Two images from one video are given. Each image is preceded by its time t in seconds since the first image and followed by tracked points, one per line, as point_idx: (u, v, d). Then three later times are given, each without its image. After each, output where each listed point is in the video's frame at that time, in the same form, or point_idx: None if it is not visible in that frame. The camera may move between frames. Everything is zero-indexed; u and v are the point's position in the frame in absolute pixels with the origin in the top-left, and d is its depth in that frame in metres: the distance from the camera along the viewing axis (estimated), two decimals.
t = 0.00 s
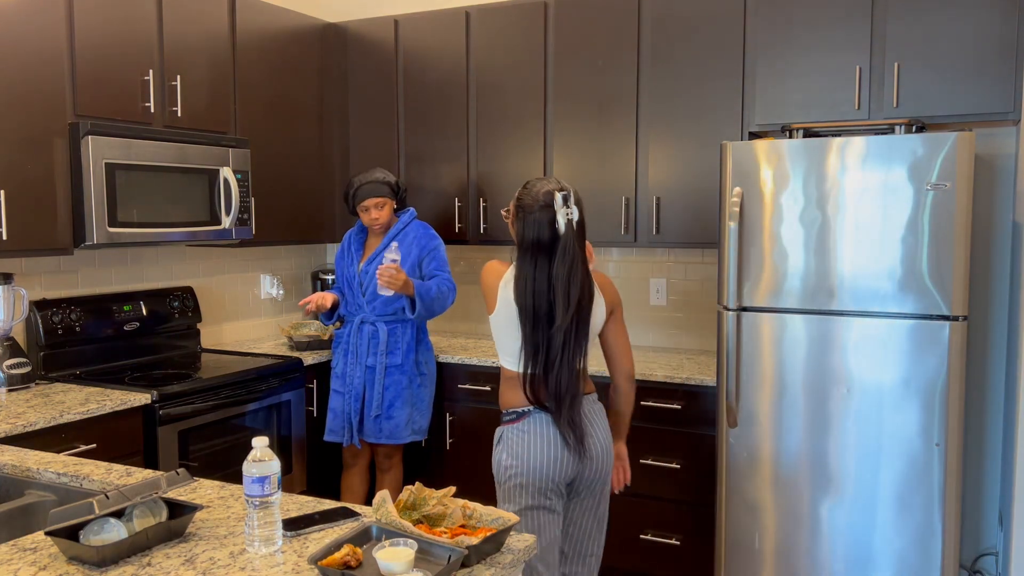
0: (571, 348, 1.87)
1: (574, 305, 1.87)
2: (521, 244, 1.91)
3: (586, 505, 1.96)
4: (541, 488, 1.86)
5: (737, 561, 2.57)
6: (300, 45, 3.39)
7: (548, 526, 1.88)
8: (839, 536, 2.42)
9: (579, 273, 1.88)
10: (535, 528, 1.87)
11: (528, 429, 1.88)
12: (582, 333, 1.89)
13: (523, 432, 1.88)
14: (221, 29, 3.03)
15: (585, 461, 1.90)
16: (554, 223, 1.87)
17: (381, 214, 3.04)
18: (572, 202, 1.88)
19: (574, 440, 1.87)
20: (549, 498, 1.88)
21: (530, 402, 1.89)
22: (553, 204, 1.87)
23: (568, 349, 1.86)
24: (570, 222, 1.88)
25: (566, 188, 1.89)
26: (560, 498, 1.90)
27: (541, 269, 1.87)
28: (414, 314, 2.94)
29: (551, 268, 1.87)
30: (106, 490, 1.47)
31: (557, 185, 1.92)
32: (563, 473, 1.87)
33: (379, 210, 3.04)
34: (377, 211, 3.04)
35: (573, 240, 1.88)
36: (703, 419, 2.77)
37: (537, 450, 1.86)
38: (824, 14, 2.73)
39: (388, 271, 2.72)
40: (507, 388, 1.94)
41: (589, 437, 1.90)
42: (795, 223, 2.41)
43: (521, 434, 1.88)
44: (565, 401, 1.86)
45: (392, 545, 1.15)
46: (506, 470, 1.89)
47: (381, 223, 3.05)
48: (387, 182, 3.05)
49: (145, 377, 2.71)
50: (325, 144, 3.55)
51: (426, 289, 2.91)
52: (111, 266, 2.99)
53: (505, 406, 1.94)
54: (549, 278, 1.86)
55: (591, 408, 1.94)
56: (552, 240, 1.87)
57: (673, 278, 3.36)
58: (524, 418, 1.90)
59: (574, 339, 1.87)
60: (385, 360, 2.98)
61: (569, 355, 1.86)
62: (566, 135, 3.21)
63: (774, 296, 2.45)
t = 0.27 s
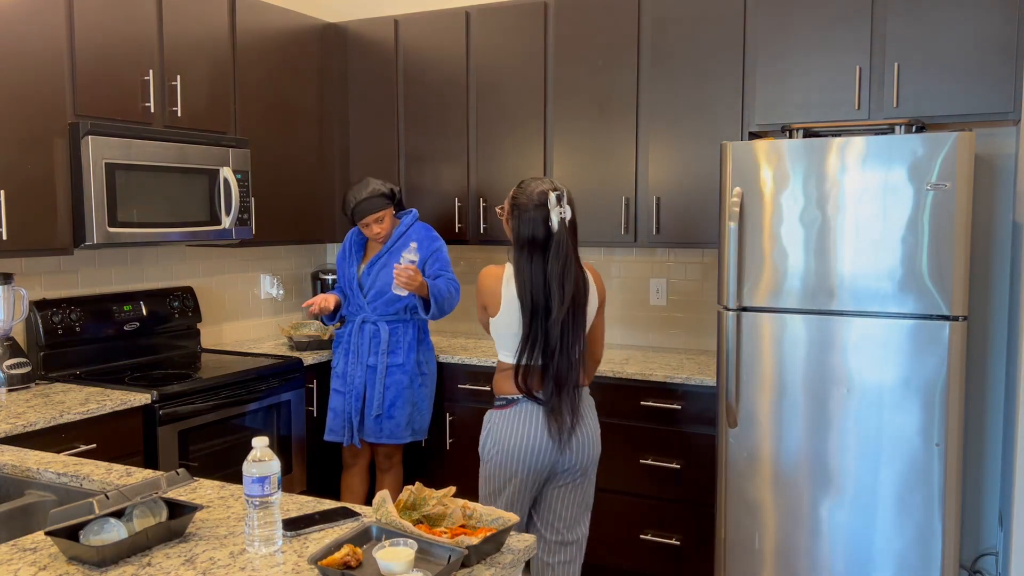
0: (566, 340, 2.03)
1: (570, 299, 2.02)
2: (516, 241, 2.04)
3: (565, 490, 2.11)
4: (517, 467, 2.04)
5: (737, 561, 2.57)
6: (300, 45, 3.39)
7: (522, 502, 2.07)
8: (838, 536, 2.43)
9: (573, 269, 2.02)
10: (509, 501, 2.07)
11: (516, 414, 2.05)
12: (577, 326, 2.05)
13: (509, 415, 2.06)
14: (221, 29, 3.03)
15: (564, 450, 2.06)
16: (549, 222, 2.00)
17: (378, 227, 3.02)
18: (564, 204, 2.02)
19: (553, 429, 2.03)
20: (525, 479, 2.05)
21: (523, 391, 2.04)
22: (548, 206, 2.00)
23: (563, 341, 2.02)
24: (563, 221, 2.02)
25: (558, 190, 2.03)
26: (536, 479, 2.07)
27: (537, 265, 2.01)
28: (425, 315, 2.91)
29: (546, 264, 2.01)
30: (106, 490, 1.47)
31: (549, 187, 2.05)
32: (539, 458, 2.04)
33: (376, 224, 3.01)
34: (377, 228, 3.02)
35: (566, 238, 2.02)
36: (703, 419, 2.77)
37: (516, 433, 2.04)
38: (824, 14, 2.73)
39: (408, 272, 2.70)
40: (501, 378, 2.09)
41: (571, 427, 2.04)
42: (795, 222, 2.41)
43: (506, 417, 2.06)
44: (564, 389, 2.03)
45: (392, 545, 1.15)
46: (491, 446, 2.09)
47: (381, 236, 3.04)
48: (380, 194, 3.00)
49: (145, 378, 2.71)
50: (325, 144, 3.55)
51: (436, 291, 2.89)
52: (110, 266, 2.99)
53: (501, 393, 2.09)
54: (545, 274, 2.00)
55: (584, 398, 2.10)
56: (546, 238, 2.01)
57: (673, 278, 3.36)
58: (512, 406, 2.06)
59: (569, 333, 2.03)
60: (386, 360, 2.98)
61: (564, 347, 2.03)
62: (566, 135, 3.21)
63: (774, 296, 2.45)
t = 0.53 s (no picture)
0: (548, 339, 2.14)
1: (553, 300, 2.13)
2: (504, 242, 2.15)
3: (548, 482, 2.22)
4: (497, 461, 2.16)
5: (737, 561, 2.57)
6: (300, 45, 3.39)
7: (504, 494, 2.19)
8: (838, 535, 2.43)
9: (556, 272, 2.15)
10: (491, 494, 2.19)
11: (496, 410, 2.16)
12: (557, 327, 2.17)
13: (488, 412, 2.17)
14: (221, 29, 3.03)
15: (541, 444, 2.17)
16: (537, 227, 2.12)
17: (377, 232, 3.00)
18: (551, 211, 2.14)
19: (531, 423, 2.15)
20: (506, 472, 2.17)
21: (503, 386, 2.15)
22: (537, 211, 2.12)
23: (545, 340, 2.13)
24: (550, 227, 2.14)
25: (548, 197, 2.15)
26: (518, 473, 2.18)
27: (523, 267, 2.12)
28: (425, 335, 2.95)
29: (532, 266, 2.12)
30: (106, 490, 1.47)
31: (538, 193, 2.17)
32: (518, 453, 2.15)
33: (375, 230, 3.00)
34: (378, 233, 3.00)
35: (551, 243, 2.15)
36: (703, 419, 2.77)
37: (494, 430, 2.15)
38: (823, 14, 2.73)
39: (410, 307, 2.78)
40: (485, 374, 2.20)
41: (548, 422, 2.15)
42: (795, 222, 2.41)
43: (487, 415, 2.17)
44: (543, 385, 2.13)
45: (392, 545, 1.15)
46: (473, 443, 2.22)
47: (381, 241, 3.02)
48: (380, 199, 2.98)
49: (145, 378, 2.71)
50: (325, 144, 3.55)
51: (437, 309, 2.92)
52: (110, 266, 2.99)
53: (484, 386, 2.20)
54: (531, 275, 2.12)
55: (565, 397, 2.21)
56: (534, 241, 2.12)
57: (673, 278, 3.36)
58: (492, 401, 2.17)
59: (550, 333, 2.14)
60: (387, 360, 2.98)
61: (546, 346, 2.14)
62: (566, 135, 3.21)
63: (774, 296, 2.45)
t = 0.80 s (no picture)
0: (515, 332, 2.29)
1: (527, 295, 2.29)
2: (485, 236, 2.30)
3: (515, 468, 2.37)
4: (460, 445, 2.36)
5: (737, 561, 2.57)
6: (300, 45, 3.39)
7: (469, 478, 2.37)
8: (838, 535, 2.42)
9: (529, 269, 2.29)
10: (458, 477, 2.39)
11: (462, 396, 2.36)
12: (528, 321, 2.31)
13: (454, 399, 2.38)
14: (221, 29, 3.03)
15: (502, 431, 2.33)
16: (514, 224, 2.26)
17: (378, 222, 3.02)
18: (529, 211, 2.28)
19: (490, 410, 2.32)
20: (469, 456, 2.36)
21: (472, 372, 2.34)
22: (516, 209, 2.27)
23: (514, 333, 2.28)
24: (529, 226, 2.29)
25: (528, 198, 2.29)
26: (481, 457, 2.36)
27: (501, 261, 2.26)
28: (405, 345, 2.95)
29: (507, 261, 2.27)
30: (106, 490, 1.48)
31: (521, 193, 2.32)
32: (478, 438, 2.33)
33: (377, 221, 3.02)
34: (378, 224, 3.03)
35: (528, 240, 2.29)
36: (703, 419, 2.77)
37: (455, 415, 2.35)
38: (823, 14, 2.73)
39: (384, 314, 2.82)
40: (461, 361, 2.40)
41: (509, 410, 2.31)
42: (795, 223, 2.41)
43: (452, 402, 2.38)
44: (509, 375, 2.29)
45: (392, 545, 1.15)
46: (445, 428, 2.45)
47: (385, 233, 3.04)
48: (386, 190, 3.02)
49: (145, 377, 2.72)
50: (325, 144, 3.55)
51: (421, 318, 2.93)
52: (110, 267, 2.99)
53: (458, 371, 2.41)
54: (506, 270, 2.27)
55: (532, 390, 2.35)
56: (511, 237, 2.27)
57: (673, 279, 3.36)
58: (462, 387, 2.38)
59: (518, 326, 2.29)
60: (389, 362, 2.98)
61: (514, 339, 2.29)
62: (566, 135, 3.21)
63: (774, 296, 2.45)
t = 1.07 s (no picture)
0: (501, 328, 2.30)
1: (509, 293, 2.29)
2: (473, 232, 2.32)
3: (511, 459, 2.38)
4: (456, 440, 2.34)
5: (737, 561, 2.57)
6: (300, 45, 3.39)
7: (466, 474, 2.35)
8: (838, 535, 2.42)
9: (515, 267, 2.30)
10: (453, 473, 2.37)
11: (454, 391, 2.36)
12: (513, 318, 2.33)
13: (447, 394, 2.37)
14: (221, 29, 3.03)
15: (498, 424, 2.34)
16: (503, 222, 2.29)
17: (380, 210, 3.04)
18: (518, 209, 2.31)
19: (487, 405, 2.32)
20: (465, 451, 2.35)
21: (458, 367, 2.35)
22: (505, 207, 2.30)
23: (499, 329, 2.29)
24: (518, 225, 2.31)
25: (518, 198, 2.32)
26: (476, 451, 2.36)
27: (486, 257, 2.29)
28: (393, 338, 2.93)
29: (494, 258, 2.29)
30: (106, 490, 1.48)
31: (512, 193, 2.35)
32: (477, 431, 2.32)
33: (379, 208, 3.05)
34: (381, 211, 3.05)
35: (516, 239, 2.32)
36: (703, 419, 2.77)
37: (451, 409, 2.34)
38: (823, 14, 2.73)
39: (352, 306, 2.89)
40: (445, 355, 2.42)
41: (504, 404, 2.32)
42: (795, 223, 2.41)
43: (446, 396, 2.37)
44: (490, 370, 2.29)
45: (392, 545, 1.16)
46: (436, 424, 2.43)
47: (386, 223, 3.06)
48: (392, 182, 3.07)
49: (145, 377, 2.72)
50: (325, 145, 3.55)
51: (404, 312, 2.91)
52: (110, 266, 2.99)
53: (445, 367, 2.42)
54: (491, 265, 2.29)
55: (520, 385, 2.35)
56: (499, 235, 2.29)
57: (673, 278, 3.36)
58: (453, 382, 2.37)
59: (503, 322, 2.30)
60: (391, 364, 2.98)
61: (495, 335, 2.29)
62: (566, 135, 3.21)
63: (774, 296, 2.45)
